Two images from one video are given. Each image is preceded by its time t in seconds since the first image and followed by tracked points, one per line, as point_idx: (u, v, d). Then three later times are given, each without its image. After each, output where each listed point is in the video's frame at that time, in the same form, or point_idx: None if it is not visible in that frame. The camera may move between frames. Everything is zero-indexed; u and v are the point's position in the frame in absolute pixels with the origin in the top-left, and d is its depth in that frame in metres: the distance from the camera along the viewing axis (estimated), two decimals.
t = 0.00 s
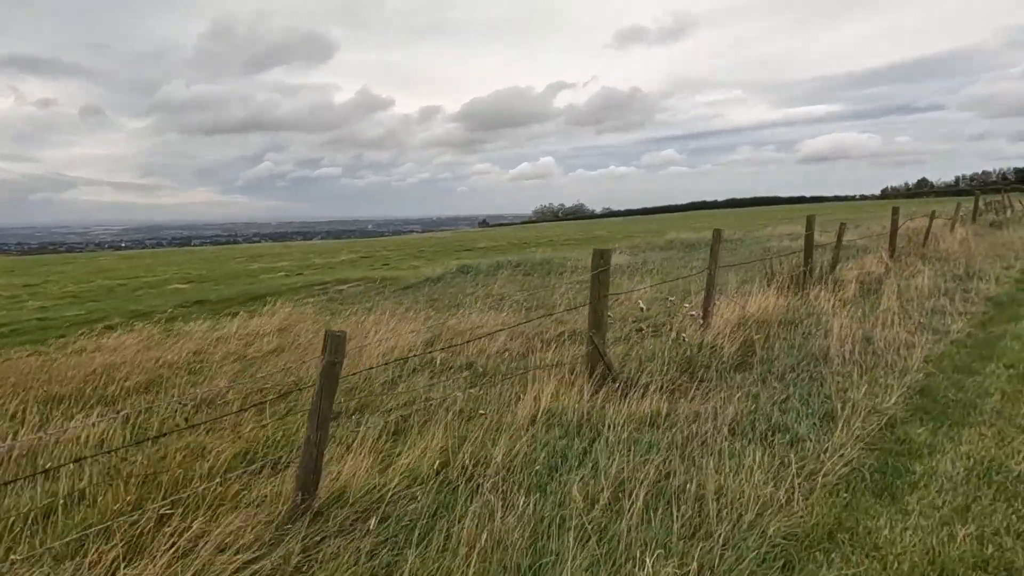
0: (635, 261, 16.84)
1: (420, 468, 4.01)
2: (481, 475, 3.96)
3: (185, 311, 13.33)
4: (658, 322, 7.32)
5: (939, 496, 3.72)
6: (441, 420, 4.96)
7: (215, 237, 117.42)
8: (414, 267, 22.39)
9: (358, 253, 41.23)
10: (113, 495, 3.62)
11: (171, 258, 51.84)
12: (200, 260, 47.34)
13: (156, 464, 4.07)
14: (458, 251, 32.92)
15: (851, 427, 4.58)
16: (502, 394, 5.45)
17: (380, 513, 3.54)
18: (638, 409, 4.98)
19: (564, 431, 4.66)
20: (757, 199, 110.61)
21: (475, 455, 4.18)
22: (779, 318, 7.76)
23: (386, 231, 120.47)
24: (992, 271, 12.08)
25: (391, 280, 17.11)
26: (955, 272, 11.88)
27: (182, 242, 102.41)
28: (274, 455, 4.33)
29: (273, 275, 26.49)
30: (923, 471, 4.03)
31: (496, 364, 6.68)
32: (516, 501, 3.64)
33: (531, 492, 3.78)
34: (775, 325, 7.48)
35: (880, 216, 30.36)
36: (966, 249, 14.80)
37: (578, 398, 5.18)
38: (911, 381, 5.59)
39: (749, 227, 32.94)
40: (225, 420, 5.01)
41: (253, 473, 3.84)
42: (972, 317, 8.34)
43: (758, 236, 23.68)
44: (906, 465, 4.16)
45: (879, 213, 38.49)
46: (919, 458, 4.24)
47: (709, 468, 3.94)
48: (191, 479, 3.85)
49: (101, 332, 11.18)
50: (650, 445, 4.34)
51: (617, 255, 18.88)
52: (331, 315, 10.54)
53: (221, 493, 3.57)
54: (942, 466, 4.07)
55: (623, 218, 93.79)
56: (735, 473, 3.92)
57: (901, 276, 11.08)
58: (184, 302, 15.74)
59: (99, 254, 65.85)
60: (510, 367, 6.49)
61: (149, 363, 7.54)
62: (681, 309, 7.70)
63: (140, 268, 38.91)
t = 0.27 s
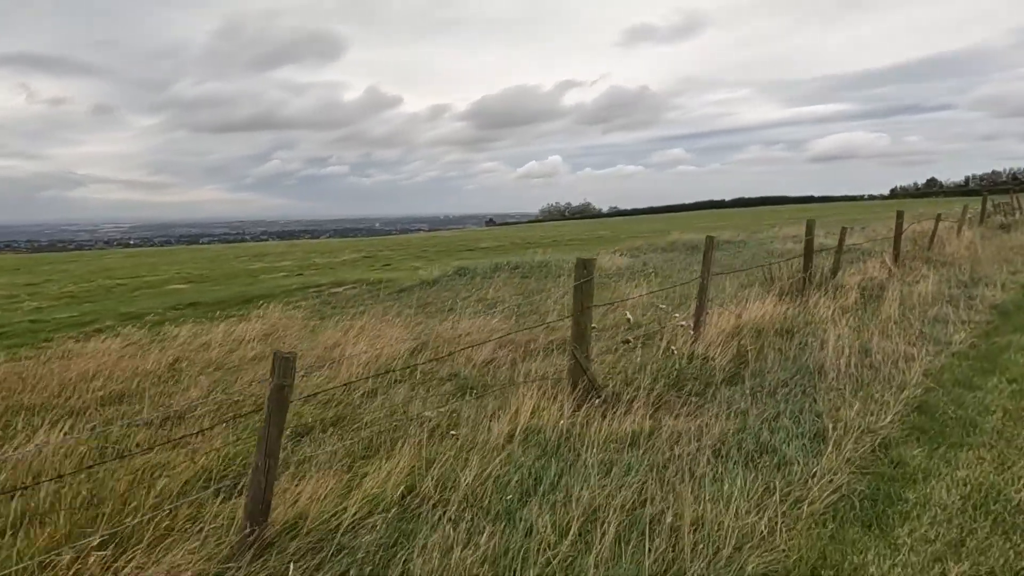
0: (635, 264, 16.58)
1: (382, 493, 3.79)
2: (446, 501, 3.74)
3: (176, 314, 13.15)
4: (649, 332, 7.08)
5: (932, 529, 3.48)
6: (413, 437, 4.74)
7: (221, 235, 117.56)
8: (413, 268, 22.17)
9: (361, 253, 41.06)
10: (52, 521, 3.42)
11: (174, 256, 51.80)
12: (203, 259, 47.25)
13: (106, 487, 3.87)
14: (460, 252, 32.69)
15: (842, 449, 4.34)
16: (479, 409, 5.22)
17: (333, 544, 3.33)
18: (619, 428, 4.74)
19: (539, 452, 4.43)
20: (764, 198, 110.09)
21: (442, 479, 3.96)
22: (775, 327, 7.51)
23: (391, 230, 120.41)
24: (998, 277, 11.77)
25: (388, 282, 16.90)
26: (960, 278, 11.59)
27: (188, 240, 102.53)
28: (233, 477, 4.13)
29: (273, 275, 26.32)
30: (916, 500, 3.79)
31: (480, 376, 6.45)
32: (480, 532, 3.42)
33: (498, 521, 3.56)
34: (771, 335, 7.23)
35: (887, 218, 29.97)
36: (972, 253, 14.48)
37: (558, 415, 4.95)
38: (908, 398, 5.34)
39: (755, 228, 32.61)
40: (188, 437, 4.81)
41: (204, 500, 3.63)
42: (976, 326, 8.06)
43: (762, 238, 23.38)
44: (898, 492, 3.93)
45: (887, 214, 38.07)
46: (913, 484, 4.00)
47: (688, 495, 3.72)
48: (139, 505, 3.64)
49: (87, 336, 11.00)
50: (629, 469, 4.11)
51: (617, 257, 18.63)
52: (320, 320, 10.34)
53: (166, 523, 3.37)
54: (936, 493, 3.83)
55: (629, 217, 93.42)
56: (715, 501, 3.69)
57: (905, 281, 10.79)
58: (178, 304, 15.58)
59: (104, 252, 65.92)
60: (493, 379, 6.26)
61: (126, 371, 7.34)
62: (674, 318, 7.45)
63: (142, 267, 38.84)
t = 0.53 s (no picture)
0: (636, 262, 16.33)
1: (331, 503, 3.61)
2: (397, 513, 3.55)
3: (170, 311, 13.04)
4: (635, 333, 6.86)
5: (910, 548, 3.26)
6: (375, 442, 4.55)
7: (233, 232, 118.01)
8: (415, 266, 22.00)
9: (367, 250, 40.95)
10: None
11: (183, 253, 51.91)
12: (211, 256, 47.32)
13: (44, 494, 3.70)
14: (466, 250, 32.50)
15: (823, 459, 4.12)
16: (449, 412, 5.02)
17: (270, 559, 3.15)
18: (591, 434, 4.53)
19: (504, 459, 4.23)
20: (777, 197, 109.26)
21: (396, 487, 3.77)
22: (767, 329, 7.26)
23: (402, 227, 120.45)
24: (1006, 278, 11.45)
25: (387, 279, 16.73)
26: (966, 278, 11.28)
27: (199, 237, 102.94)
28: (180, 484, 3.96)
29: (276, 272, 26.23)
30: (896, 516, 3.57)
31: (458, 377, 6.25)
32: (426, 546, 3.23)
33: (448, 535, 3.36)
34: (762, 336, 6.99)
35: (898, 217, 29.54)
36: (981, 253, 14.14)
37: (529, 420, 4.75)
38: (899, 404, 5.10)
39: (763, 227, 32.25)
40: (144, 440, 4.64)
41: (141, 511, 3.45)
42: (978, 329, 7.79)
43: (769, 237, 23.05)
44: (878, 506, 3.70)
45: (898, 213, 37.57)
46: (895, 498, 3.78)
47: (652, 508, 3.50)
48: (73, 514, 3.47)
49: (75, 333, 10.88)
50: (594, 479, 3.91)
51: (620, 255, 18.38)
52: (308, 318, 10.17)
53: (95, 535, 3.20)
54: (919, 508, 3.60)
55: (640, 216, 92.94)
56: (680, 515, 3.48)
57: (908, 282, 10.50)
58: (174, 301, 15.47)
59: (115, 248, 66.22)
60: (471, 380, 6.06)
61: (101, 370, 7.19)
62: (663, 318, 7.22)
63: (149, 263, 38.88)
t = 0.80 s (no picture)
0: (657, 263, 16.02)
1: (302, 524, 3.45)
2: (369, 536, 3.39)
3: (186, 309, 13.06)
4: (643, 342, 6.63)
5: None
6: (360, 455, 4.39)
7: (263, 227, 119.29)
8: (436, 264, 21.89)
9: (392, 246, 41.01)
10: None
11: (212, 248, 52.50)
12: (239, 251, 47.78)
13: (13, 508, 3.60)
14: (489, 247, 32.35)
15: (827, 484, 3.87)
16: (439, 424, 4.85)
17: None
18: (585, 451, 4.32)
19: (490, 476, 4.04)
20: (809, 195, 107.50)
21: (372, 508, 3.61)
22: (782, 337, 6.98)
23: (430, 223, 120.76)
24: None
25: (405, 278, 16.63)
26: (999, 283, 10.83)
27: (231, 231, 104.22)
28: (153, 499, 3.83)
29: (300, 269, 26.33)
30: (902, 550, 3.32)
31: (458, 385, 6.08)
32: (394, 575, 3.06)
33: (419, 562, 3.19)
34: (776, 346, 6.71)
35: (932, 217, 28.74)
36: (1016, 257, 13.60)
37: (521, 434, 4.56)
38: (915, 422, 4.81)
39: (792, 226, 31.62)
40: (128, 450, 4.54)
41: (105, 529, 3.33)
42: (1008, 339, 7.42)
43: (796, 237, 22.54)
44: (884, 538, 3.45)
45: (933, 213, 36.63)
46: (903, 528, 3.52)
47: (637, 537, 3.30)
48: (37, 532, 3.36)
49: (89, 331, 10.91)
50: (581, 500, 3.70)
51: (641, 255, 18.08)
52: (319, 319, 10.08)
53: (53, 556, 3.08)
54: (928, 541, 3.35)
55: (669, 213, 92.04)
56: (668, 544, 3.26)
57: (936, 287, 10.10)
58: (193, 298, 15.52)
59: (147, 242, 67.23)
60: (470, 389, 5.89)
61: (103, 371, 7.15)
62: (673, 325, 6.97)
63: (178, 258, 39.33)
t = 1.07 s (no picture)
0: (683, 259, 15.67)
1: (281, 530, 3.28)
2: (350, 544, 3.20)
3: (207, 300, 13.07)
4: (658, 340, 6.36)
5: None
6: (353, 456, 4.21)
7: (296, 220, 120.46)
8: (461, 258, 21.73)
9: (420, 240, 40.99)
10: None
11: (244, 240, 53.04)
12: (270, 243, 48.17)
13: None
14: (516, 242, 32.12)
15: (845, 497, 3.59)
16: (438, 424, 4.66)
17: None
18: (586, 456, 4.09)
19: (485, 480, 3.84)
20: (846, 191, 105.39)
21: (356, 514, 3.42)
22: (805, 338, 6.66)
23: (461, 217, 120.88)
24: None
25: (427, 272, 16.49)
26: None
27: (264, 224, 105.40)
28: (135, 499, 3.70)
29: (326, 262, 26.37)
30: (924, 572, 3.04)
31: (464, 382, 5.89)
32: None
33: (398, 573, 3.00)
34: (800, 347, 6.40)
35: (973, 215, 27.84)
36: None
37: (522, 436, 4.35)
38: (944, 430, 4.50)
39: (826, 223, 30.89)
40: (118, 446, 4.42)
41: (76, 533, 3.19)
42: None
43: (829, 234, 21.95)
44: (905, 558, 3.18)
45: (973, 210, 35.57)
46: (926, 548, 3.24)
47: (634, 552, 3.07)
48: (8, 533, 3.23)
49: (108, 321, 10.92)
50: (578, 510, 3.48)
51: (667, 251, 17.72)
52: (334, 312, 9.96)
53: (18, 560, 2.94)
54: (953, 563, 3.07)
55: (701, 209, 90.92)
56: (666, 560, 3.03)
57: (973, 286, 9.65)
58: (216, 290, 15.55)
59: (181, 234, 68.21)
60: (475, 387, 5.68)
61: (111, 363, 7.08)
62: (691, 324, 6.70)
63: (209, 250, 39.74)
